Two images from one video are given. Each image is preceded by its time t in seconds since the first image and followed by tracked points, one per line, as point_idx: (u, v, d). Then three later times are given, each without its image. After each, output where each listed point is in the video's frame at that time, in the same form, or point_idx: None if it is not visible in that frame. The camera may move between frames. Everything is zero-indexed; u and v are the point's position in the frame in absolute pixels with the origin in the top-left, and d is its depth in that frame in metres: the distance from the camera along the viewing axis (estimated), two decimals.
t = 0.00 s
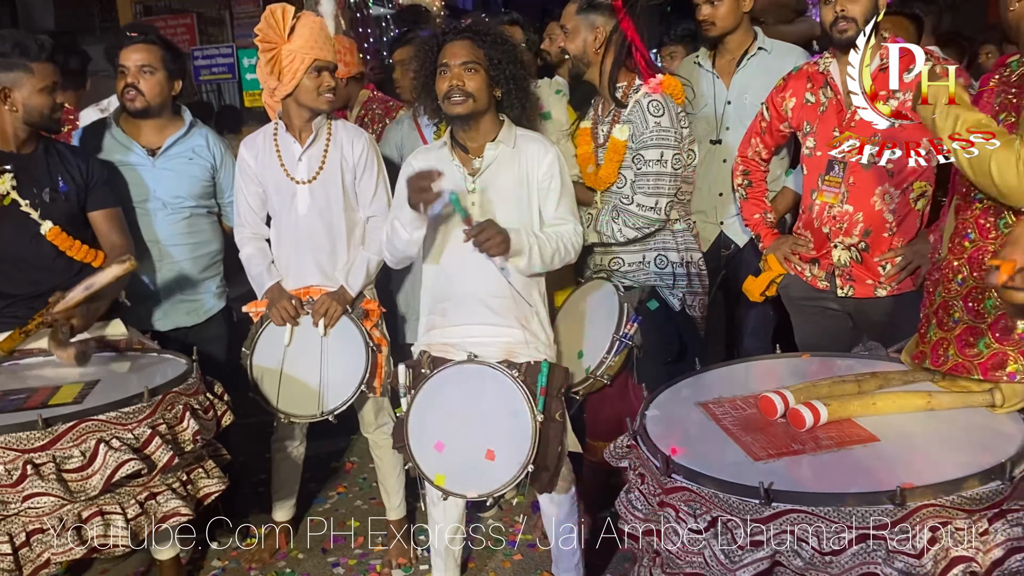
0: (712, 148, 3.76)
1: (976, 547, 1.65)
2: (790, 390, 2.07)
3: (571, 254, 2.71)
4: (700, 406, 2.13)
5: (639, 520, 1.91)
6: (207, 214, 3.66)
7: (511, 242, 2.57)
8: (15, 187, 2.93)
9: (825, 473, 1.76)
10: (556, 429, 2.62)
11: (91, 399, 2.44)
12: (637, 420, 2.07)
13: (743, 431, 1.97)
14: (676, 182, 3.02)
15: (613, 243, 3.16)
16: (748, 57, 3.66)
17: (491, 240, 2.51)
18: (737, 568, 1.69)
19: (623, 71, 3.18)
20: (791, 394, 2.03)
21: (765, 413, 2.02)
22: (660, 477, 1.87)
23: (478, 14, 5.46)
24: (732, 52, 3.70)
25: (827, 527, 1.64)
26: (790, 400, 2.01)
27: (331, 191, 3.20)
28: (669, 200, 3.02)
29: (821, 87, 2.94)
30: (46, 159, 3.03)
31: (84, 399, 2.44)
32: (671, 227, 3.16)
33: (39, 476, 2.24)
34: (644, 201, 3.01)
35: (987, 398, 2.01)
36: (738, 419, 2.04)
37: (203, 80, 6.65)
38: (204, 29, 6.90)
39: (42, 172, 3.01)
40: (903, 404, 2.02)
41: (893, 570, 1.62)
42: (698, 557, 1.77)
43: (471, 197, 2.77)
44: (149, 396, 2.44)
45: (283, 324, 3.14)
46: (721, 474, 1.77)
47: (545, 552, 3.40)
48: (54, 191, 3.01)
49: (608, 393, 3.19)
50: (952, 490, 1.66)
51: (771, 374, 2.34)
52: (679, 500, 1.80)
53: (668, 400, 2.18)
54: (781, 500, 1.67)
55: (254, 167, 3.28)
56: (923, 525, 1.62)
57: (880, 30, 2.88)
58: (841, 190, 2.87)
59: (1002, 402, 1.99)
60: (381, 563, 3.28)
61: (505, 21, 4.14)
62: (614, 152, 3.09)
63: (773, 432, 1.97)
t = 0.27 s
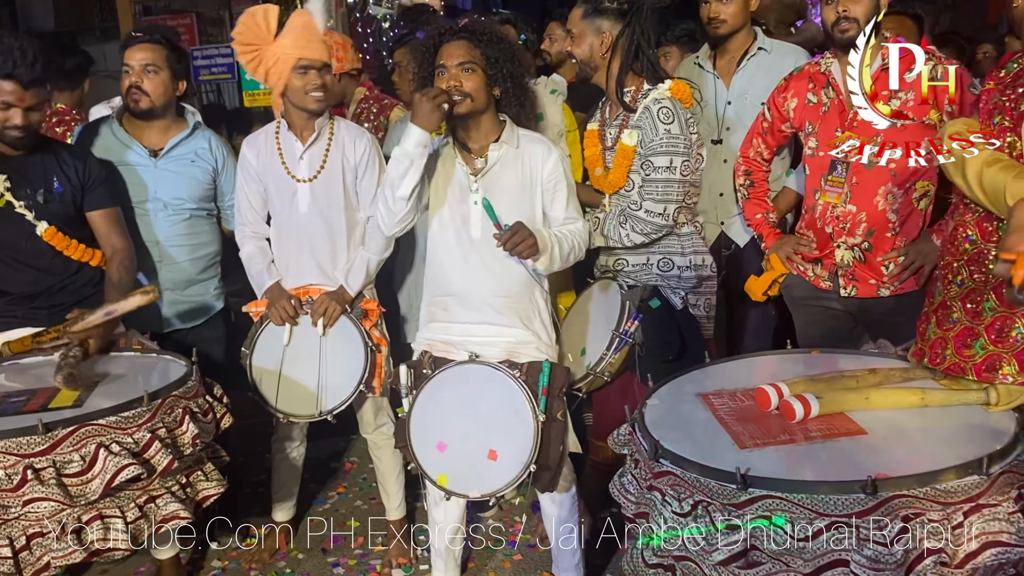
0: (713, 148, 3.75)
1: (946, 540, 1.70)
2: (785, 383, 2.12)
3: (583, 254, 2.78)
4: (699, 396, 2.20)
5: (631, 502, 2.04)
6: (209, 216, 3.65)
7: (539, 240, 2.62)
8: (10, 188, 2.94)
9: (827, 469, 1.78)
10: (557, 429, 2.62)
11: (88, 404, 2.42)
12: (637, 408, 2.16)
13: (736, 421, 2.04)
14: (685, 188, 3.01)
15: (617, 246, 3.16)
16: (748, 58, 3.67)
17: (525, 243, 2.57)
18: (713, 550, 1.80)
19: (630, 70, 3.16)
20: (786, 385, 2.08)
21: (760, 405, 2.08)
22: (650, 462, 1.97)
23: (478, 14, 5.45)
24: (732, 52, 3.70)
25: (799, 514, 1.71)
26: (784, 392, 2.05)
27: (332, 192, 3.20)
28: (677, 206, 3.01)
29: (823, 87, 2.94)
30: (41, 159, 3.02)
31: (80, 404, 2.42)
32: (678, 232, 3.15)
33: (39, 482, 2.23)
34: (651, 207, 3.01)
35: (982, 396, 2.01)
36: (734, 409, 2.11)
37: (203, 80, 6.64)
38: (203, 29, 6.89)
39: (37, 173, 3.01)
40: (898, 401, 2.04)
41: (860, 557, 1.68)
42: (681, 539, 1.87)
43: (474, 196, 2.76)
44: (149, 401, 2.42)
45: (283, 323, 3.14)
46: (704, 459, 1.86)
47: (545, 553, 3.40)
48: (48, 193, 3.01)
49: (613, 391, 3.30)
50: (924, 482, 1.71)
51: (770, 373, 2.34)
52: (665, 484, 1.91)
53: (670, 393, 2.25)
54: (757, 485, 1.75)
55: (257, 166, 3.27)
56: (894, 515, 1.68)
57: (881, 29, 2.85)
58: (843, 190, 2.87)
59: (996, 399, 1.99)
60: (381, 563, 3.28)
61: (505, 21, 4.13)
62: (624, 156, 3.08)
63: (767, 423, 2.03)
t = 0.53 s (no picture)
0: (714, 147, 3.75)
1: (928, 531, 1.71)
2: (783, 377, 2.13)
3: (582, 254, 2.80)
4: (698, 389, 2.22)
5: (625, 489, 2.06)
6: (203, 217, 3.65)
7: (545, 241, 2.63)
8: (12, 189, 2.94)
9: (823, 463, 1.78)
10: (558, 428, 2.62)
11: (85, 403, 2.41)
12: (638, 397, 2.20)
13: (732, 413, 2.05)
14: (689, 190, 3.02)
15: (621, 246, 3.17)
16: (747, 57, 3.67)
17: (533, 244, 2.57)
18: (699, 538, 1.80)
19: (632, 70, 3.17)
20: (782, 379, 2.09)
21: (756, 398, 2.09)
22: (643, 452, 2.00)
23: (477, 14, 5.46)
24: (732, 52, 3.71)
25: (784, 504, 1.72)
26: (780, 384, 2.07)
27: (329, 191, 3.14)
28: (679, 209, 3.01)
29: (824, 87, 2.94)
30: (42, 160, 3.01)
31: (77, 402, 2.41)
32: (682, 233, 3.15)
33: (31, 480, 2.24)
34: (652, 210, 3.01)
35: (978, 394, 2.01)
36: (731, 402, 2.12)
37: (202, 81, 6.64)
38: (201, 28, 6.89)
39: (38, 173, 3.00)
40: (894, 396, 2.06)
41: (840, 548, 1.69)
42: (668, 527, 1.89)
43: (478, 197, 2.77)
44: (144, 400, 2.42)
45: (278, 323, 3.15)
46: (695, 449, 1.87)
47: (545, 552, 3.40)
48: (50, 193, 3.00)
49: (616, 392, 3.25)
50: (909, 476, 1.72)
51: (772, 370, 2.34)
52: (657, 472, 1.93)
53: (671, 382, 2.28)
54: (743, 476, 1.76)
55: (265, 160, 3.29)
56: (877, 508, 1.69)
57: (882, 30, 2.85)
58: (844, 190, 2.87)
59: (992, 399, 1.99)
60: (380, 563, 3.28)
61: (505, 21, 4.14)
62: (626, 159, 3.08)
63: (763, 415, 2.04)
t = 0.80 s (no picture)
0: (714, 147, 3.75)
1: (920, 528, 1.74)
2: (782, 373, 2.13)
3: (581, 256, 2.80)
4: (698, 386, 2.22)
5: (623, 483, 2.08)
6: (200, 217, 3.67)
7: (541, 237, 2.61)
8: (15, 189, 2.94)
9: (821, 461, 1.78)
10: (557, 428, 2.63)
11: (82, 399, 2.42)
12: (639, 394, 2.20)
13: (730, 410, 2.06)
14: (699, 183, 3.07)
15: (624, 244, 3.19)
16: (747, 57, 3.67)
17: (527, 241, 2.56)
18: (692, 531, 1.80)
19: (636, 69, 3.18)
20: (780, 375, 2.11)
21: (755, 395, 2.11)
22: (639, 447, 2.03)
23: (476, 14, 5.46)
24: (732, 52, 3.71)
25: (776, 499, 1.73)
26: (778, 380, 2.08)
27: (324, 188, 3.08)
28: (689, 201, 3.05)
29: (825, 86, 2.94)
30: (43, 159, 2.98)
31: (74, 398, 2.42)
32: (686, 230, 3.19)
33: (26, 475, 2.23)
34: (664, 200, 3.05)
35: (975, 393, 2.01)
36: (730, 399, 2.13)
37: (202, 81, 6.61)
38: (200, 28, 6.89)
39: (41, 174, 2.98)
40: (893, 394, 2.06)
41: (832, 544, 1.70)
42: (663, 522, 1.89)
43: (478, 197, 2.77)
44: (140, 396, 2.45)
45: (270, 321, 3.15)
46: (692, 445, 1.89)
47: (544, 552, 3.40)
48: (52, 194, 2.99)
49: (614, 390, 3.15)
50: (903, 474, 1.74)
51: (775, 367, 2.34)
52: (654, 466, 1.95)
53: (673, 379, 2.29)
54: (736, 471, 1.78)
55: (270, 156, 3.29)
56: (868, 504, 1.70)
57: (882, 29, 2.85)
58: (845, 189, 2.88)
59: (990, 397, 1.99)
60: (380, 562, 3.28)
61: (505, 21, 4.14)
62: (630, 149, 3.11)
63: (762, 414, 2.04)
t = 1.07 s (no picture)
0: (714, 147, 3.76)
1: (921, 527, 1.74)
2: (780, 373, 2.14)
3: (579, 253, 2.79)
4: (697, 386, 2.23)
5: (621, 484, 2.07)
6: (197, 216, 3.66)
7: (538, 239, 2.61)
8: (19, 187, 2.92)
9: (819, 462, 1.80)
10: (555, 428, 2.63)
11: (88, 403, 2.41)
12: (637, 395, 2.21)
13: (728, 411, 2.06)
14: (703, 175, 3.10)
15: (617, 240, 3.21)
16: (747, 57, 3.68)
17: (520, 242, 2.55)
18: (692, 533, 1.81)
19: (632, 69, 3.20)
20: (779, 375, 2.11)
21: (753, 395, 2.11)
22: (639, 448, 2.02)
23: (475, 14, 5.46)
24: (732, 51, 3.71)
25: (776, 499, 1.74)
26: (776, 380, 2.09)
27: (319, 187, 3.06)
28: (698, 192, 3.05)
29: (824, 86, 2.95)
30: (53, 163, 3.00)
31: (82, 402, 2.41)
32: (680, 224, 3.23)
33: (38, 480, 2.23)
34: (672, 187, 3.05)
35: (973, 392, 2.03)
36: (728, 399, 2.14)
37: (201, 80, 6.66)
38: (199, 28, 6.89)
39: (48, 174, 3.00)
40: (890, 393, 2.07)
41: (833, 544, 1.71)
42: (662, 523, 1.89)
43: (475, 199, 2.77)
44: (148, 399, 2.42)
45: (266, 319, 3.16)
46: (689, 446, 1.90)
47: (543, 552, 3.40)
48: (57, 195, 3.00)
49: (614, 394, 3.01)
50: (903, 473, 1.74)
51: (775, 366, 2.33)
52: (654, 468, 1.95)
53: (672, 379, 2.30)
54: (736, 471, 1.78)
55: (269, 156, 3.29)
56: (869, 504, 1.71)
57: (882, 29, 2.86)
58: (845, 189, 2.89)
59: (988, 395, 2.01)
60: (379, 563, 3.27)
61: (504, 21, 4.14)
62: (626, 138, 3.12)
63: (760, 414, 2.05)
